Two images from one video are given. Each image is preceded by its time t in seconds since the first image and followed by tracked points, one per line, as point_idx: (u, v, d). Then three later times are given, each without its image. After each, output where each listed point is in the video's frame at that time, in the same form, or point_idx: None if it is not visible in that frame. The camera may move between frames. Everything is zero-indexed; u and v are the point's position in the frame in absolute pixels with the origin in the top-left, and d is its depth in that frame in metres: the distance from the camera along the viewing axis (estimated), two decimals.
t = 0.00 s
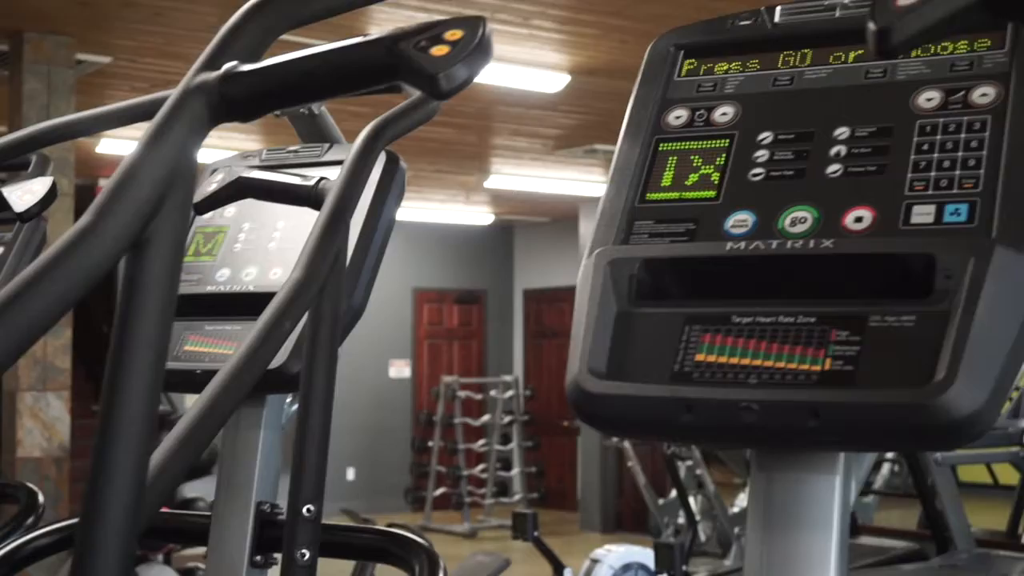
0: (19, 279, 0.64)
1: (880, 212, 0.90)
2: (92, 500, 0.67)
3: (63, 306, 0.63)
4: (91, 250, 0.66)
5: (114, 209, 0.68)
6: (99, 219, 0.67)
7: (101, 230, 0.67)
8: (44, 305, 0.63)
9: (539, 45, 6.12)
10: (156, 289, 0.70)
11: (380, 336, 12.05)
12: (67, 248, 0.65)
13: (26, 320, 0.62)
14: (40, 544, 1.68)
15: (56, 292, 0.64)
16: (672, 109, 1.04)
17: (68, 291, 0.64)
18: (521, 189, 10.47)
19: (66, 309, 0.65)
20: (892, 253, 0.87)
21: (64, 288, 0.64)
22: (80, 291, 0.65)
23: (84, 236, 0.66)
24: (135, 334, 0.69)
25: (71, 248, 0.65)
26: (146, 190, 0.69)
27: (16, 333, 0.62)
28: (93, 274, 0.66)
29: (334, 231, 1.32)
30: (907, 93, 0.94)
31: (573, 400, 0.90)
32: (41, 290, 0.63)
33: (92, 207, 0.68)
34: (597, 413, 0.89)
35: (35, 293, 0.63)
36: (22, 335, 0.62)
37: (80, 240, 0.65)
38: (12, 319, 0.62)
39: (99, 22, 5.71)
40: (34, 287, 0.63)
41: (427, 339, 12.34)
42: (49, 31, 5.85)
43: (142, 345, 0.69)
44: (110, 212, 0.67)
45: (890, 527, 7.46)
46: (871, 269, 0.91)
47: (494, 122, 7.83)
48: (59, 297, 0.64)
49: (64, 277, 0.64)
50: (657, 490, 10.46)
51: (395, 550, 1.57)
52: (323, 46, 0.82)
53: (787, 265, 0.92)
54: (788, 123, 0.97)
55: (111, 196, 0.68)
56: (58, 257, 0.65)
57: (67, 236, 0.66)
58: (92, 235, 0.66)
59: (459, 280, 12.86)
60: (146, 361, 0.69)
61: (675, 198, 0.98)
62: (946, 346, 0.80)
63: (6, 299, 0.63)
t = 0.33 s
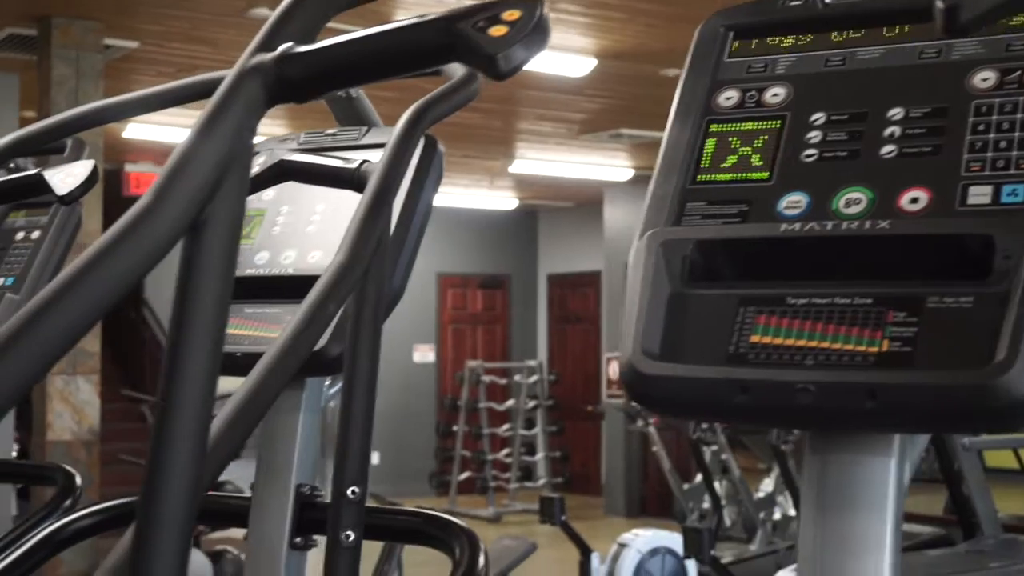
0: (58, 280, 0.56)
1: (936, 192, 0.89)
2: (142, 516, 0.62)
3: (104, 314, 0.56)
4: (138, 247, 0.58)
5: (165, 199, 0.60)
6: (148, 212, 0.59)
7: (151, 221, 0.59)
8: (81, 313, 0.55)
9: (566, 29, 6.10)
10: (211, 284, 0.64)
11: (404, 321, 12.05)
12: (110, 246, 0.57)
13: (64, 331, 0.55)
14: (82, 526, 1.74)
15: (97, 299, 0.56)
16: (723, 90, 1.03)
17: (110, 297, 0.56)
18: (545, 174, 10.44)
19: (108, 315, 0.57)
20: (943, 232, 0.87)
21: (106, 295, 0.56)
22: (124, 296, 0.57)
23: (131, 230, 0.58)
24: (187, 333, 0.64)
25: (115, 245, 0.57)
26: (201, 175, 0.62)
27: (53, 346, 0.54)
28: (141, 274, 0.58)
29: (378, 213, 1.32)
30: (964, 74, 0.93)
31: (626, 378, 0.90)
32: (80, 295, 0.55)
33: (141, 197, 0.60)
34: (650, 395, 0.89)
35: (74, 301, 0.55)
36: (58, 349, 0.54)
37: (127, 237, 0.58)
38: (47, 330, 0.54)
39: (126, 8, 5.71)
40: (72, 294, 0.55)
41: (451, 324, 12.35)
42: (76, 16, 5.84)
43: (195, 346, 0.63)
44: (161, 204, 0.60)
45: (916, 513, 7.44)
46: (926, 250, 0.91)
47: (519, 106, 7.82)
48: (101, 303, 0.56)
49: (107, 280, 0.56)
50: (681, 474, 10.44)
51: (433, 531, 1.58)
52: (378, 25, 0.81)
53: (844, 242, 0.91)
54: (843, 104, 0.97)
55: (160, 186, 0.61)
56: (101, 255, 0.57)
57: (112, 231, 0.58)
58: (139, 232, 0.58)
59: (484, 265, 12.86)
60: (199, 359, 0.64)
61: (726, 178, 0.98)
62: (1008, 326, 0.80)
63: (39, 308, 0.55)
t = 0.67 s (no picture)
0: (101, 282, 0.68)
1: (1008, 171, 0.88)
2: (213, 471, 0.73)
3: (143, 313, 0.67)
4: (173, 252, 0.68)
5: (204, 207, 0.71)
6: (186, 218, 0.70)
7: (191, 226, 0.70)
8: (154, 280, 0.68)
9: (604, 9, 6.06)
10: (273, 280, 0.76)
11: (438, 302, 12.04)
12: (149, 249, 0.68)
13: (113, 322, 0.66)
14: (126, 504, 1.79)
15: (139, 294, 0.67)
16: (786, 67, 1.02)
17: (156, 291, 0.67)
18: (580, 155, 10.36)
19: (152, 311, 0.68)
20: (1015, 212, 0.86)
21: (148, 290, 0.67)
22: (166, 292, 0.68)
23: (168, 234, 0.69)
24: (255, 305, 0.76)
25: (175, 227, 0.69)
26: (242, 183, 0.73)
27: (103, 337, 0.66)
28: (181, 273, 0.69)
29: (428, 194, 1.32)
30: None
31: (692, 358, 0.89)
32: (126, 292, 0.67)
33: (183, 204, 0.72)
34: (716, 374, 0.88)
35: (120, 298, 0.66)
36: (109, 339, 0.66)
37: (166, 240, 0.69)
38: (96, 324, 0.65)
39: None
40: (114, 294, 0.66)
41: (485, 306, 12.36)
42: None
43: (258, 330, 0.75)
44: (203, 208, 0.70)
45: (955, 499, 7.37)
46: (994, 230, 0.89)
47: (556, 87, 7.78)
48: (145, 298, 0.67)
49: (146, 279, 0.67)
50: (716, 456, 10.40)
51: (483, 513, 1.59)
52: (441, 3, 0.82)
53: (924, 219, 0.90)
54: (909, 81, 0.95)
55: (202, 194, 0.71)
56: (156, 246, 0.68)
57: (152, 237, 0.69)
58: (179, 235, 0.69)
59: (518, 246, 12.84)
60: (261, 344, 0.75)
61: (793, 157, 0.97)
62: None
63: (119, 275, 0.67)
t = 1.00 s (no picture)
0: (174, 293, 0.73)
1: None
2: (306, 455, 0.80)
3: (196, 346, 0.71)
4: (238, 268, 0.73)
5: (282, 213, 0.76)
6: (264, 225, 0.75)
7: (268, 230, 0.75)
8: (220, 298, 0.72)
9: None
10: (363, 268, 0.81)
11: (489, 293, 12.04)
12: (227, 255, 0.74)
13: (195, 327, 0.71)
14: (199, 491, 1.80)
15: (219, 300, 0.72)
16: (874, 55, 1.08)
17: (237, 294, 0.73)
18: (634, 145, 10.30)
19: (225, 324, 0.73)
20: None
21: (229, 294, 0.73)
22: (246, 297, 0.73)
23: (245, 240, 0.74)
24: (347, 286, 0.81)
25: (239, 245, 0.74)
26: (323, 186, 0.78)
27: (188, 341, 0.71)
28: (259, 278, 0.74)
29: (502, 184, 1.32)
30: None
31: (782, 347, 1.00)
32: (206, 296, 0.72)
33: (260, 209, 0.77)
34: (809, 364, 0.98)
35: (200, 303, 0.72)
36: (193, 343, 0.71)
37: (242, 248, 0.74)
38: (181, 327, 0.71)
39: None
40: (173, 323, 0.71)
41: (536, 296, 12.36)
42: None
43: (349, 323, 0.80)
44: (279, 214, 0.76)
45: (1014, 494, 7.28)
46: None
47: (610, 77, 7.75)
48: (226, 301, 0.72)
49: (226, 285, 0.72)
50: (769, 448, 10.35)
51: (554, 504, 1.60)
52: None
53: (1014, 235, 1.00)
54: (1000, 70, 1.01)
55: (279, 199, 0.77)
56: (225, 262, 0.73)
57: (230, 243, 0.75)
58: (255, 243, 0.74)
59: (569, 237, 12.83)
60: (354, 335, 0.80)
61: (878, 147, 1.04)
62: None
63: (191, 291, 0.72)
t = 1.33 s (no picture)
0: (236, 298, 0.74)
1: None
2: (373, 454, 0.79)
3: (253, 358, 0.72)
4: (296, 277, 0.74)
5: (336, 222, 0.76)
6: (317, 237, 0.75)
7: (322, 241, 0.75)
8: (278, 307, 0.73)
9: None
10: (430, 268, 0.81)
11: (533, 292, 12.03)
12: (279, 269, 0.74)
13: (248, 343, 0.72)
14: (252, 488, 1.81)
15: (270, 316, 0.72)
16: (943, 53, 1.31)
17: (287, 311, 0.73)
18: (680, 143, 10.25)
19: (280, 333, 0.73)
20: None
21: (280, 308, 0.73)
22: (298, 312, 0.74)
23: (296, 254, 0.74)
24: (414, 284, 0.81)
25: (299, 252, 0.75)
26: (382, 194, 0.77)
27: (240, 359, 0.72)
28: (312, 290, 0.75)
29: (560, 182, 1.31)
30: None
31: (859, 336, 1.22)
32: (259, 310, 0.72)
33: (320, 214, 0.77)
34: (879, 353, 1.20)
35: (253, 316, 0.72)
36: (244, 361, 0.72)
37: (294, 261, 0.74)
38: (232, 344, 0.71)
39: None
40: (228, 337, 0.71)
41: (580, 294, 12.36)
42: None
43: (416, 322, 0.80)
44: (335, 223, 0.76)
45: None
46: None
47: (656, 74, 7.72)
48: (279, 314, 0.73)
49: (279, 298, 0.73)
50: (815, 446, 10.28)
51: (611, 503, 1.59)
52: None
53: None
54: None
55: (333, 209, 0.77)
56: (283, 270, 0.74)
57: (290, 251, 0.75)
58: (308, 255, 0.75)
59: (614, 235, 12.81)
60: (419, 337, 0.80)
61: (948, 143, 1.27)
62: None
63: (248, 301, 0.73)
